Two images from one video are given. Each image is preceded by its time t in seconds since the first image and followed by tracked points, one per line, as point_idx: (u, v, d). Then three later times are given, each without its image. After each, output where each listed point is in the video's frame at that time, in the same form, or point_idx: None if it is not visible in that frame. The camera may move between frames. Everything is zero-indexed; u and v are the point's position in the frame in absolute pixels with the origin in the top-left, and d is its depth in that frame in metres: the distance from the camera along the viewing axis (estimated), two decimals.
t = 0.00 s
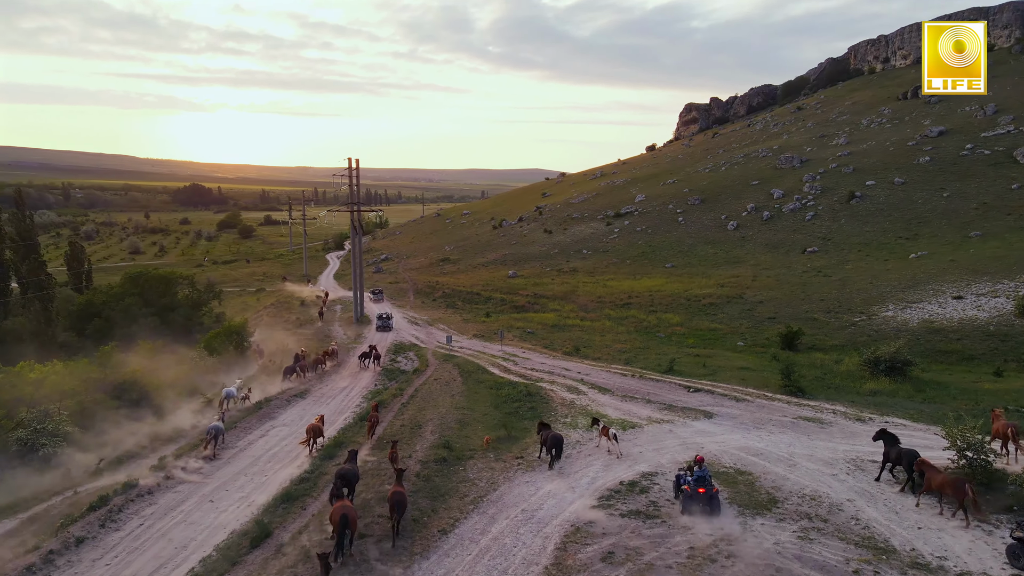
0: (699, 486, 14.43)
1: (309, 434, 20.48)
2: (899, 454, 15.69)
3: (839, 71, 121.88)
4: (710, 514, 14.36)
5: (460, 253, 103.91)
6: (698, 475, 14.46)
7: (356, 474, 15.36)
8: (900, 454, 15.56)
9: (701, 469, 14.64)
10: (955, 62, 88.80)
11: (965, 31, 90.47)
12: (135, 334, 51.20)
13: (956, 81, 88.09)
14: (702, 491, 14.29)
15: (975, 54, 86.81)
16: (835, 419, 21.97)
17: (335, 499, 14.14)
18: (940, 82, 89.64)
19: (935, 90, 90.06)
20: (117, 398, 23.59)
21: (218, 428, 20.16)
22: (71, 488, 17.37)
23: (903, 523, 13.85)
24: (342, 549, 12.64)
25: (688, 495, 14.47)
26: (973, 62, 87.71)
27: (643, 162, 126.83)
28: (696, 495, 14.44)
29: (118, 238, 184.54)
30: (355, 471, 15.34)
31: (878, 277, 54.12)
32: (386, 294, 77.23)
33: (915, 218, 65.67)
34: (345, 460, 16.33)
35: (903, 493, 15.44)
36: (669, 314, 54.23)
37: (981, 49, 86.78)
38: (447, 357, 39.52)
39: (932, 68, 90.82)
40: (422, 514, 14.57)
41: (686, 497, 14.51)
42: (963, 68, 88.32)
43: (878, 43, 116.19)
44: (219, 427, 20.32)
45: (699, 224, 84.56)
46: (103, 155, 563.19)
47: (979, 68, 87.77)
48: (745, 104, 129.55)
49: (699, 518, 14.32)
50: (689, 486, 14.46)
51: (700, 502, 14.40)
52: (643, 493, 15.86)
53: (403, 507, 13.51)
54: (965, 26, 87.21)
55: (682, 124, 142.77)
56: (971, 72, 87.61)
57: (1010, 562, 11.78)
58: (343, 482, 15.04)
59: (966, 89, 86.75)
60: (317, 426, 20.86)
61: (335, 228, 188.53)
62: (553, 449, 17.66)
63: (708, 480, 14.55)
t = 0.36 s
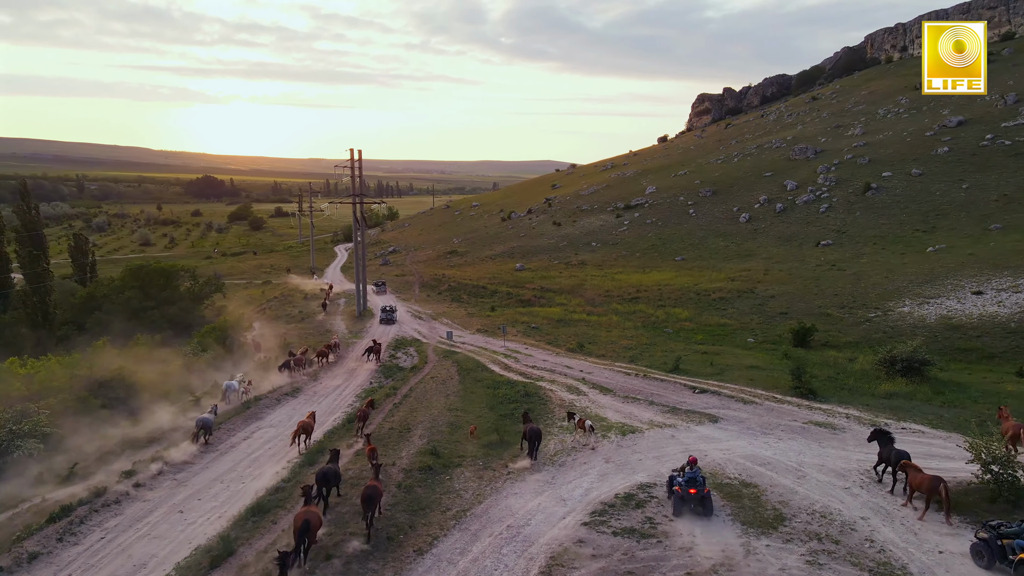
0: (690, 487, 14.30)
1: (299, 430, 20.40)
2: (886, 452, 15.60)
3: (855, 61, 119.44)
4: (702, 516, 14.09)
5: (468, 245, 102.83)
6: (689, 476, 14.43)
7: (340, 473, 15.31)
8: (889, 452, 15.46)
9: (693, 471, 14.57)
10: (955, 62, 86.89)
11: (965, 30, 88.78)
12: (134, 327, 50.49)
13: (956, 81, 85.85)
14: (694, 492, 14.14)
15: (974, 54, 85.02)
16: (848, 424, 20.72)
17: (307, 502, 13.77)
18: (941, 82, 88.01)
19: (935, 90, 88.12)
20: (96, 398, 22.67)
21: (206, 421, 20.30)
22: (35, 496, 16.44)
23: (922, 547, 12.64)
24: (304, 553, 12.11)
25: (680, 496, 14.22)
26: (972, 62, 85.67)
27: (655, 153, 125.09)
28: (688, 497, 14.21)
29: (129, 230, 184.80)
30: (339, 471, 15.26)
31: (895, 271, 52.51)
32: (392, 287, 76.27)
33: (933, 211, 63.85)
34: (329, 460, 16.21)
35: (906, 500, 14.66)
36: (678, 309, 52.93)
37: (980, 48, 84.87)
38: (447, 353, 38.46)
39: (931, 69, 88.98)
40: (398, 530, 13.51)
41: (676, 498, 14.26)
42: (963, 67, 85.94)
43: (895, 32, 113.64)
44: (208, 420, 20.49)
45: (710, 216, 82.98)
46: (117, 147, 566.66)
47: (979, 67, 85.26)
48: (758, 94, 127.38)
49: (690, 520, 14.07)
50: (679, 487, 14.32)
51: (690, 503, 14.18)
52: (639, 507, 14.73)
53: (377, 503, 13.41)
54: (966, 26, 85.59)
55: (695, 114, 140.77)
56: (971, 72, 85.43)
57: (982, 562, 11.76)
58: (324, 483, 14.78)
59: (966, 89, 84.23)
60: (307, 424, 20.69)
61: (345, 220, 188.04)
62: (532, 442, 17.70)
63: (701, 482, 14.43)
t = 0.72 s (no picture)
0: (689, 489, 13.95)
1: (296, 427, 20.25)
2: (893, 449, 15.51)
3: (876, 49, 116.62)
4: (700, 519, 13.76)
5: (481, 238, 101.77)
6: (689, 477, 14.11)
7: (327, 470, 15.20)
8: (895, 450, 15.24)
9: (692, 472, 14.24)
10: (955, 62, 84.36)
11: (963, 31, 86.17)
12: (139, 320, 49.95)
13: (956, 81, 83.32)
14: (693, 494, 13.72)
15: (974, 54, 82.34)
16: (867, 431, 19.46)
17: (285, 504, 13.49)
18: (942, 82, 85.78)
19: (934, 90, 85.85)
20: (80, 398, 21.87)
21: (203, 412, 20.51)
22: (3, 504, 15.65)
23: None
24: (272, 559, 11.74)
25: (679, 499, 13.85)
26: (972, 63, 83.13)
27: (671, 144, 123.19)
28: (687, 499, 13.82)
29: (146, 221, 185.65)
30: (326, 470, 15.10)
31: (917, 266, 50.75)
32: (402, 280, 75.41)
33: (958, 203, 61.84)
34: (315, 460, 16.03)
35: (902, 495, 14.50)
36: (691, 304, 51.58)
37: (980, 48, 82.16)
38: (452, 349, 37.50)
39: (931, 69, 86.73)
40: (376, 550, 12.53)
41: (676, 500, 13.89)
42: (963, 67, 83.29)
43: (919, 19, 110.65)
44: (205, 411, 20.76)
45: (726, 208, 81.29)
46: (137, 138, 571.99)
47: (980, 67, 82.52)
48: (777, 84, 124.86)
49: (688, 523, 13.72)
50: (678, 489, 13.95)
51: (689, 505, 13.81)
52: (639, 525, 13.62)
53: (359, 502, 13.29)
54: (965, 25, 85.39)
55: (712, 105, 138.50)
56: (970, 72, 82.75)
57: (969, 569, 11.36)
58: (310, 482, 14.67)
59: (966, 89, 81.49)
60: (303, 419, 20.53)
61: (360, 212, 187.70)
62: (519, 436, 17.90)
63: (700, 484, 14.09)
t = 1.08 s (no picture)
0: (690, 494, 13.45)
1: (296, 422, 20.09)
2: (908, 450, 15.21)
3: (903, 37, 113.65)
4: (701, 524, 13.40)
5: (496, 230, 100.72)
6: (690, 481, 13.52)
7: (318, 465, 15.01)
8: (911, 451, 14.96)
9: (695, 476, 13.65)
10: (956, 62, 84.43)
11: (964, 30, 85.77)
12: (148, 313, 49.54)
13: (956, 81, 82.82)
14: (694, 500, 13.29)
15: (974, 54, 82.60)
16: (891, 440, 18.19)
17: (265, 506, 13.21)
18: (941, 82, 84.92)
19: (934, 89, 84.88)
20: (68, 397, 21.18)
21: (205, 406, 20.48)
22: None
23: None
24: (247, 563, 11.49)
25: (679, 503, 13.43)
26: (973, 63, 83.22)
27: (690, 135, 121.15)
28: (687, 504, 13.40)
29: (165, 213, 186.60)
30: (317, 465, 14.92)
31: (944, 261, 48.97)
32: (416, 273, 74.55)
33: (987, 196, 59.74)
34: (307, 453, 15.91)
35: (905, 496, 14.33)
36: (707, 299, 50.22)
37: (981, 48, 82.51)
38: (460, 345, 36.60)
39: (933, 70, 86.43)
40: (353, 571, 11.61)
41: (675, 504, 13.49)
42: (963, 67, 83.26)
43: (947, 7, 107.49)
44: (211, 404, 20.77)
45: (746, 200, 79.52)
46: (159, 130, 577.07)
47: (979, 67, 82.45)
48: (800, 73, 122.16)
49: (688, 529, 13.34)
50: (679, 493, 13.48)
51: (689, 510, 13.40)
52: (641, 546, 12.57)
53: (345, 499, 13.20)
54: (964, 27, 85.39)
55: (733, 95, 136.11)
56: (970, 72, 82.58)
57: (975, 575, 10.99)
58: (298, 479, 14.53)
59: (966, 89, 81.04)
60: (304, 415, 20.21)
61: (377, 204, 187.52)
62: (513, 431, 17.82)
63: (702, 488, 13.55)
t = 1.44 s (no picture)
0: (684, 499, 13.17)
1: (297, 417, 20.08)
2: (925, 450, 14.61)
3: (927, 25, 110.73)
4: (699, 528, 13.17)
5: (509, 223, 99.56)
6: (685, 486, 13.20)
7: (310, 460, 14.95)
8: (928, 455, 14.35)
9: (688, 480, 13.34)
10: (955, 62, 83.08)
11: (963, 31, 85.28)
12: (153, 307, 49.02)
13: (956, 81, 81.00)
14: (688, 505, 13.03)
15: (974, 54, 81.87)
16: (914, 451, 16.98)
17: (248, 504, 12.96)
18: (941, 83, 82.92)
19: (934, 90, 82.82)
20: (52, 398, 20.45)
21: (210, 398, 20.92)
22: None
23: None
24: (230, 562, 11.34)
25: (675, 509, 13.12)
26: (973, 62, 82.04)
27: (708, 126, 119.09)
28: (682, 509, 13.13)
29: (181, 204, 187.20)
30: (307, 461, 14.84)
31: (969, 256, 47.23)
32: (426, 266, 73.63)
33: (1015, 189, 57.73)
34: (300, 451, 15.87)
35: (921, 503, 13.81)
36: (722, 294, 48.84)
37: (981, 48, 82.07)
38: (465, 342, 35.62)
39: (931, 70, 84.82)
40: None
41: (671, 510, 13.15)
42: (963, 67, 81.63)
43: None
44: (213, 397, 21.14)
45: (764, 193, 77.79)
46: (178, 122, 580.71)
47: (980, 67, 80.97)
48: (820, 63, 119.50)
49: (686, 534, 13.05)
50: (673, 499, 13.17)
51: (685, 515, 13.13)
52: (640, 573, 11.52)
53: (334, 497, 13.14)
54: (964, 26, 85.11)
55: (752, 86, 133.69)
56: (971, 72, 81.16)
57: None
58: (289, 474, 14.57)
59: (966, 89, 79.44)
60: (304, 409, 20.03)
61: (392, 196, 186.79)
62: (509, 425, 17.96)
63: (697, 492, 13.27)
